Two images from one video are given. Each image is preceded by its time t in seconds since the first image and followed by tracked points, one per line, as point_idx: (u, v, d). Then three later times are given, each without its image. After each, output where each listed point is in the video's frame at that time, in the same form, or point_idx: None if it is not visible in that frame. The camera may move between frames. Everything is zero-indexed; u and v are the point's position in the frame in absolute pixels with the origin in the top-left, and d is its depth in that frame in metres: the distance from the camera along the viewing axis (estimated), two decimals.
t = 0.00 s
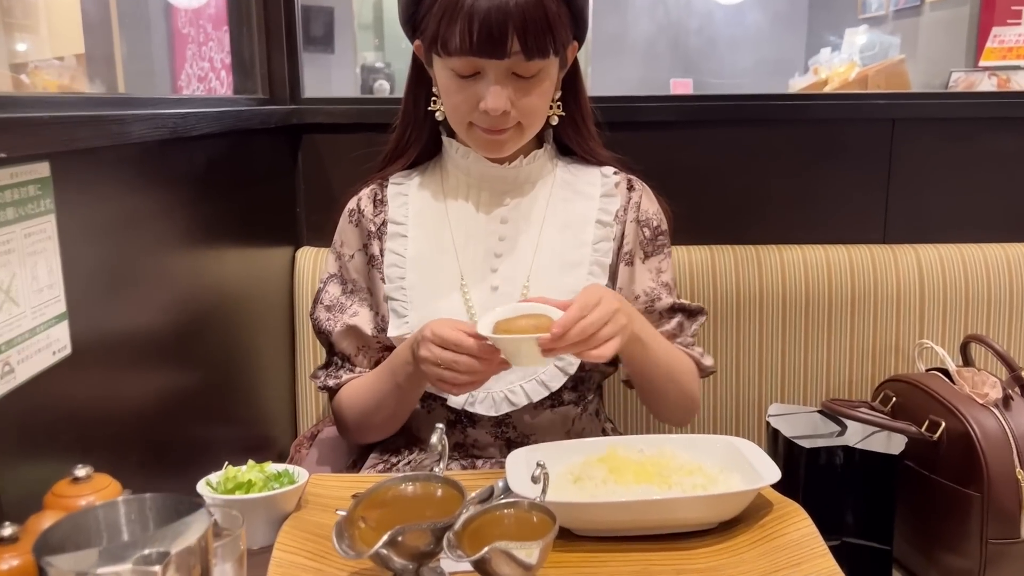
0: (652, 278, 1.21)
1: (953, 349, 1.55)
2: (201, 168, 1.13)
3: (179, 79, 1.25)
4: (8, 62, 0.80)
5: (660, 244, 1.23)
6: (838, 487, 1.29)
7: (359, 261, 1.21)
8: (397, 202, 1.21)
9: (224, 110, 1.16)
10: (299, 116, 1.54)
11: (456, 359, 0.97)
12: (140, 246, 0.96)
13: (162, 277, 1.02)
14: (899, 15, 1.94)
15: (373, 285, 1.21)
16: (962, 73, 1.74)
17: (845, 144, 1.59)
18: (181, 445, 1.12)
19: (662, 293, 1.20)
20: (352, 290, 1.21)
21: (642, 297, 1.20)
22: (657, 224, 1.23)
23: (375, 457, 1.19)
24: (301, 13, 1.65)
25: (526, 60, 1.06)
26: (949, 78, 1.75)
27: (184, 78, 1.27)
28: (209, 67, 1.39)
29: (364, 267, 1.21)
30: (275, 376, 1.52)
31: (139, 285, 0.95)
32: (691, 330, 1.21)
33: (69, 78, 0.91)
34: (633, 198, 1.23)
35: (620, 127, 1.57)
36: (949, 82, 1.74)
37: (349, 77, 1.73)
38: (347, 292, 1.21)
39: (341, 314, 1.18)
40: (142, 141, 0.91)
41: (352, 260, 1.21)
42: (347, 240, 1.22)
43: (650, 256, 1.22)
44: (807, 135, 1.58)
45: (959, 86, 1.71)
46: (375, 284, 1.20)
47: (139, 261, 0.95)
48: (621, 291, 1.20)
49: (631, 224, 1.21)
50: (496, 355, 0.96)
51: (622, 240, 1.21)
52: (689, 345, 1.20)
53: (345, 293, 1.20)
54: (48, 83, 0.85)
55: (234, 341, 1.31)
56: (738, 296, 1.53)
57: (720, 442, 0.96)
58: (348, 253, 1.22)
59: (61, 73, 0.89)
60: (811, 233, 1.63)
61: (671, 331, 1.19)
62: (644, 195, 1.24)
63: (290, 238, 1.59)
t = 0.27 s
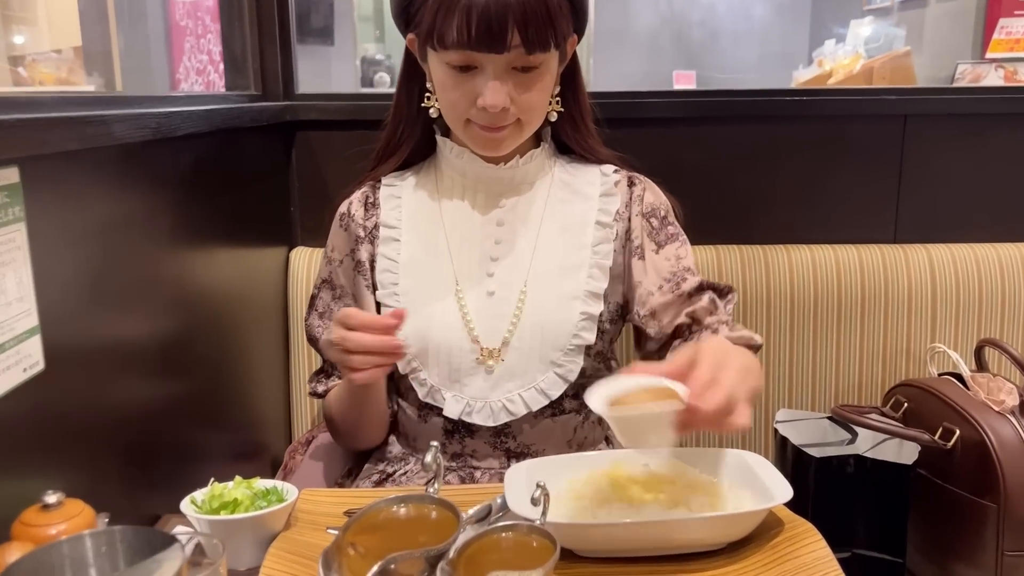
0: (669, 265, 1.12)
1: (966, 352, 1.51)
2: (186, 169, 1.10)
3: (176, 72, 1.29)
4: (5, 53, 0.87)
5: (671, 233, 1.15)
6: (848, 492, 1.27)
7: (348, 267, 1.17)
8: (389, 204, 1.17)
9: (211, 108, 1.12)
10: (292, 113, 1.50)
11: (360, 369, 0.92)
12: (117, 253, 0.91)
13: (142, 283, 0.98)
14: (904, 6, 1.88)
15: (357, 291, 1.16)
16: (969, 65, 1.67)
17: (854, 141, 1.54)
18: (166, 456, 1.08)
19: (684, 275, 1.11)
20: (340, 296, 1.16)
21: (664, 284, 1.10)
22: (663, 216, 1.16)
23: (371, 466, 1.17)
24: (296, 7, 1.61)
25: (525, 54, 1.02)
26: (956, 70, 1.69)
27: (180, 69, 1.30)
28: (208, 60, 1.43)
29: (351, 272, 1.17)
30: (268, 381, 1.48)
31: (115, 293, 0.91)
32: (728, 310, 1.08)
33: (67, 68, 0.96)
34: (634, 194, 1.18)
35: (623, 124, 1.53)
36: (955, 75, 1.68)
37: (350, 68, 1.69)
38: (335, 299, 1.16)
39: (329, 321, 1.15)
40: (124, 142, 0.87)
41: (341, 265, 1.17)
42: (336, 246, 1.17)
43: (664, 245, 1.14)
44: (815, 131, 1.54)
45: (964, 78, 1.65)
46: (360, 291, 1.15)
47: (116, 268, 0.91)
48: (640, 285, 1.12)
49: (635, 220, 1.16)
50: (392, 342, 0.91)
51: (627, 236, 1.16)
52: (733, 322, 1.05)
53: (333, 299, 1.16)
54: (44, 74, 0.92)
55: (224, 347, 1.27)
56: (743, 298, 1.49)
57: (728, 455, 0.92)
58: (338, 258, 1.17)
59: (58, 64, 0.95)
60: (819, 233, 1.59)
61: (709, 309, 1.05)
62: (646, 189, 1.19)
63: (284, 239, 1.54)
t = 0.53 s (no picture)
0: (672, 255, 1.06)
1: (976, 354, 1.48)
2: (174, 169, 1.06)
3: (175, 66, 1.30)
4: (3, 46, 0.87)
5: (675, 223, 1.09)
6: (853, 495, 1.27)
7: (337, 270, 1.15)
8: (383, 206, 1.14)
9: (200, 107, 1.09)
10: (287, 110, 1.47)
11: (298, 382, 0.92)
12: (96, 258, 0.88)
13: (127, 288, 0.95)
14: None
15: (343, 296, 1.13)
16: (974, 58, 1.65)
17: (861, 138, 1.51)
18: (155, 465, 1.05)
19: (688, 263, 1.04)
20: (328, 299, 1.15)
21: (666, 276, 1.05)
22: (664, 210, 1.12)
23: (367, 472, 1.15)
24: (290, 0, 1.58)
25: (521, 50, 0.99)
26: (960, 65, 1.67)
27: (179, 63, 1.32)
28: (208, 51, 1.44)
29: (339, 276, 1.14)
30: (263, 384, 1.45)
31: (95, 299, 0.88)
32: (741, 294, 0.99)
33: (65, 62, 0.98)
34: (632, 192, 1.14)
35: (625, 120, 1.49)
36: (960, 69, 1.66)
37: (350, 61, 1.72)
38: (324, 302, 1.15)
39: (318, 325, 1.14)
40: (107, 143, 0.83)
41: (331, 268, 1.15)
42: (327, 249, 1.16)
43: (667, 237, 1.08)
44: (822, 128, 1.50)
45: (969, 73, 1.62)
46: (346, 296, 1.13)
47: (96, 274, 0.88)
48: (639, 282, 1.07)
49: (632, 218, 1.12)
50: (323, 357, 0.90)
51: (625, 234, 1.12)
52: (742, 308, 0.97)
53: (323, 303, 1.15)
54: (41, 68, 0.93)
55: (215, 351, 1.24)
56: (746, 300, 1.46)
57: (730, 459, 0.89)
58: (328, 261, 1.15)
59: (57, 58, 0.97)
60: (824, 233, 1.55)
61: (712, 296, 0.98)
62: (647, 185, 1.15)
63: (278, 239, 1.51)
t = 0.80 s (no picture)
0: (673, 262, 1.04)
1: (983, 360, 1.46)
2: (170, 175, 1.05)
3: (175, 64, 1.33)
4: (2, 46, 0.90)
5: (677, 230, 1.07)
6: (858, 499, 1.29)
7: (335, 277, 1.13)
8: (381, 212, 1.13)
9: (197, 112, 1.07)
10: (286, 112, 1.45)
11: (286, 396, 0.90)
12: (90, 268, 0.87)
13: (121, 297, 0.93)
14: None
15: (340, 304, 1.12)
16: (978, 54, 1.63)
17: (866, 140, 1.49)
18: (150, 476, 1.04)
19: (688, 270, 1.02)
20: (327, 307, 1.13)
21: (667, 284, 1.03)
22: (665, 215, 1.10)
23: (366, 481, 1.14)
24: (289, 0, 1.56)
25: (521, 54, 0.97)
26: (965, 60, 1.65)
27: (179, 60, 1.34)
28: (210, 45, 1.46)
29: (337, 283, 1.13)
30: (261, 390, 1.44)
31: (89, 311, 0.87)
32: (743, 302, 0.97)
33: (66, 59, 1.00)
34: (634, 199, 1.12)
35: (628, 122, 1.47)
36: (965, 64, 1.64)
37: (351, 57, 1.70)
38: (323, 308, 1.14)
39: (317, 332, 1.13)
40: (102, 152, 0.82)
41: (329, 275, 1.14)
42: (325, 255, 1.14)
43: (668, 244, 1.06)
44: (827, 130, 1.48)
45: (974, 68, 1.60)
46: (342, 304, 1.11)
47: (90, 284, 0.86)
48: (639, 291, 1.05)
49: (633, 225, 1.10)
50: (312, 371, 0.89)
51: (626, 241, 1.10)
52: (744, 318, 0.95)
53: (322, 310, 1.14)
54: (42, 65, 0.95)
55: (213, 359, 1.22)
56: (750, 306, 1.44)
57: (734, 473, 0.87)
58: (327, 267, 1.14)
59: (57, 55, 0.99)
60: (829, 236, 1.54)
61: (713, 306, 0.96)
62: (648, 191, 1.13)
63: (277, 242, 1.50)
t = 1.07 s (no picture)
0: (674, 266, 1.03)
1: (988, 364, 1.45)
2: (168, 180, 1.04)
3: (176, 62, 1.31)
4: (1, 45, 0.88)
5: (678, 233, 1.06)
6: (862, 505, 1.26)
7: (336, 282, 1.13)
8: (382, 217, 1.12)
9: (195, 117, 1.06)
10: (286, 114, 1.44)
11: (288, 404, 0.89)
12: (85, 276, 0.86)
13: (118, 304, 0.93)
14: None
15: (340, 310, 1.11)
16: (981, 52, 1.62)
17: (870, 143, 1.48)
18: (148, 485, 1.03)
19: (690, 274, 1.01)
20: (327, 312, 1.13)
21: (668, 288, 1.02)
22: (667, 218, 1.09)
23: (367, 488, 1.13)
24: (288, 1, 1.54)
25: (523, 58, 0.96)
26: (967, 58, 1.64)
27: (180, 58, 1.33)
28: (210, 44, 1.45)
29: (337, 288, 1.12)
30: (261, 394, 1.43)
31: (84, 319, 0.86)
32: (744, 307, 0.97)
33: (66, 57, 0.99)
34: (636, 203, 1.11)
35: (630, 125, 1.46)
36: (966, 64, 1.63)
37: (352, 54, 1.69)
38: (324, 313, 1.13)
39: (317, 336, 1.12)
40: (99, 159, 0.81)
41: (330, 280, 1.13)
42: (326, 260, 1.13)
43: (670, 247, 1.05)
44: (831, 132, 1.47)
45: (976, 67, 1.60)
46: (343, 309, 1.10)
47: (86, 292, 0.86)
48: (638, 294, 1.04)
49: (634, 229, 1.09)
50: (314, 378, 0.88)
51: (626, 244, 1.09)
52: (745, 322, 0.95)
53: (322, 315, 1.13)
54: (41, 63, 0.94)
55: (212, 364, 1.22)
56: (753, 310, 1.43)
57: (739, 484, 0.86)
58: (327, 272, 1.13)
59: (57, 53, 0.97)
60: (833, 240, 1.53)
61: (715, 310, 0.96)
62: (650, 194, 1.12)
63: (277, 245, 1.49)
